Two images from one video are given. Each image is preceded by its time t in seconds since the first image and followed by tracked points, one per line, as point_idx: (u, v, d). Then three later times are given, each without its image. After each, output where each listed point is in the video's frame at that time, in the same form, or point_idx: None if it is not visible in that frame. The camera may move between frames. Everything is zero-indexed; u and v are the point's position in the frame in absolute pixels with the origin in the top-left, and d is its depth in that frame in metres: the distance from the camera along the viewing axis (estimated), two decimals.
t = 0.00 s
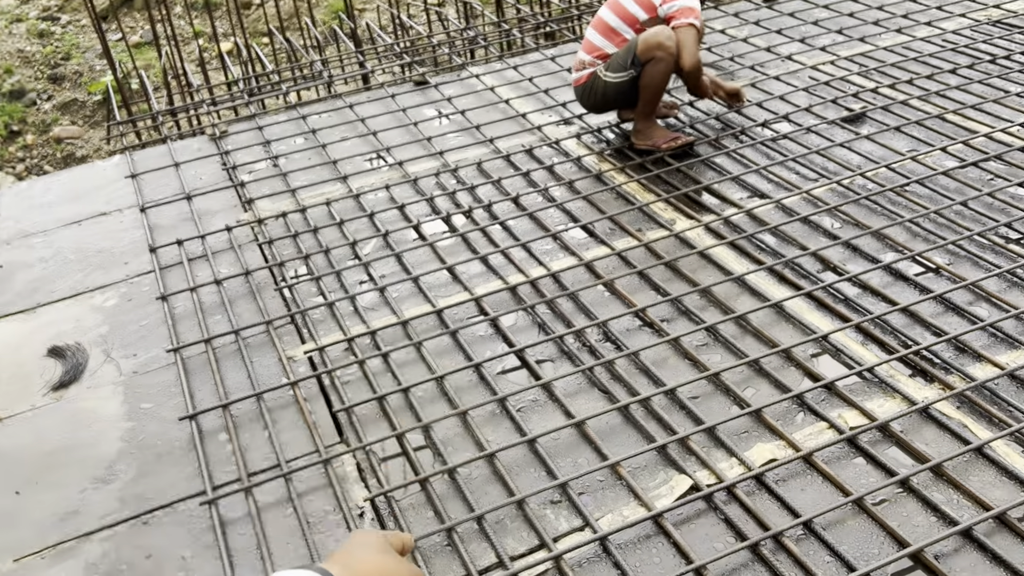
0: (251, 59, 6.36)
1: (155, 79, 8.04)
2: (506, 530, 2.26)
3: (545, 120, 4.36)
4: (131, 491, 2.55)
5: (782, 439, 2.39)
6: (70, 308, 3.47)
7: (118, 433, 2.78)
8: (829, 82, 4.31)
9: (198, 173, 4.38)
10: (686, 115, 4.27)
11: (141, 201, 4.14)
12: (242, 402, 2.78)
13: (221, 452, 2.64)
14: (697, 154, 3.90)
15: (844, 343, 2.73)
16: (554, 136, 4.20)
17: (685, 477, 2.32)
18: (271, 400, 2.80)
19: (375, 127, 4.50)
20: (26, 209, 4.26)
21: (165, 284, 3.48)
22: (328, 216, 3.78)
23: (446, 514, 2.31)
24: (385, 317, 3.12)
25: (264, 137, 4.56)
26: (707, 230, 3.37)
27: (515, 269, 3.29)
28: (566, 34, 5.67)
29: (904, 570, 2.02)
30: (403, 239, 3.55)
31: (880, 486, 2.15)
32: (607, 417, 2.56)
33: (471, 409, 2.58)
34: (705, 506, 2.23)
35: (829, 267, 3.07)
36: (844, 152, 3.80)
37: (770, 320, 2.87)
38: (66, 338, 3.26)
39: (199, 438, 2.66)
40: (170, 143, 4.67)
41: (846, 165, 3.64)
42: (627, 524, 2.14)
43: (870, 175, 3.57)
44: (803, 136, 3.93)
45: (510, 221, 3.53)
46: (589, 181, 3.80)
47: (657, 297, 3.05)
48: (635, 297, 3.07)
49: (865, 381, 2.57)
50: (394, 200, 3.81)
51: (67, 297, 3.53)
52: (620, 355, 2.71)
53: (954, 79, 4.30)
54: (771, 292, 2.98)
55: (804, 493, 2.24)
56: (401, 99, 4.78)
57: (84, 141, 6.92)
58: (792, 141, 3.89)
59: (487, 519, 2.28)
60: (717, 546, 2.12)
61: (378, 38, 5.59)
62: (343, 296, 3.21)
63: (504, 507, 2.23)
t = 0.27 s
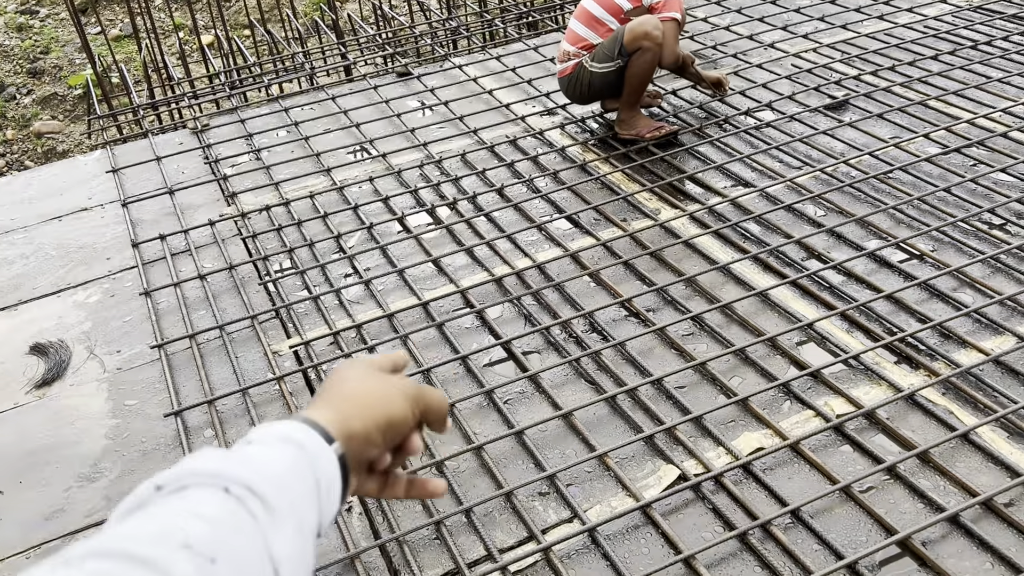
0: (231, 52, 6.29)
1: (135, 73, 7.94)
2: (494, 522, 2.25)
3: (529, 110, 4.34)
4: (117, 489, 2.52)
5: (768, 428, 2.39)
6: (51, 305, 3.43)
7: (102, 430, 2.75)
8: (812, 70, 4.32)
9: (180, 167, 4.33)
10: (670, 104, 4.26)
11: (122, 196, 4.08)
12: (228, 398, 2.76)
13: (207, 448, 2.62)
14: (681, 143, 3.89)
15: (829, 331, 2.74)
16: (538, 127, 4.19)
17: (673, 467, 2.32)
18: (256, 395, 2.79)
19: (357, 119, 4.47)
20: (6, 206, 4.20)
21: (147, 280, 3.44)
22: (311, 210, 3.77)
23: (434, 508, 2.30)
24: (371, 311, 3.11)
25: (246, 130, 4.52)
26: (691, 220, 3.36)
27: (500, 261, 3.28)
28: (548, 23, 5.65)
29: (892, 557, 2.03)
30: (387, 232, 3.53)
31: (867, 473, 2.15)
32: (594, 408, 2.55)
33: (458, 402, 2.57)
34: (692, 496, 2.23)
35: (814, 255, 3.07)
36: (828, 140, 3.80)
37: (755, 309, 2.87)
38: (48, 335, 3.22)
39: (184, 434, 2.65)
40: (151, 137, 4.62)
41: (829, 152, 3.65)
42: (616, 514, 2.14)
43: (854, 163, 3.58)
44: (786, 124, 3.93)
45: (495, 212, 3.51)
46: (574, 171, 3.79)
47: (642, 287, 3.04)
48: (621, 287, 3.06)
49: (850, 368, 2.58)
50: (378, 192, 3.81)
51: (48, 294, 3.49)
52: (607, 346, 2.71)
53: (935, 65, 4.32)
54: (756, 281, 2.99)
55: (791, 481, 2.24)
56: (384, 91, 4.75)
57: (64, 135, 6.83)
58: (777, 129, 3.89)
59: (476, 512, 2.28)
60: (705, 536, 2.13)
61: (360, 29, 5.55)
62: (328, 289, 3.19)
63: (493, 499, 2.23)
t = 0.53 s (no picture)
0: (211, 43, 6.23)
1: (114, 65, 7.85)
2: (479, 514, 2.25)
3: (511, 101, 4.32)
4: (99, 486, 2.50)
5: (752, 416, 2.40)
6: (30, 301, 3.38)
7: (84, 427, 2.72)
8: (794, 58, 4.32)
9: (160, 161, 4.28)
10: (653, 93, 4.25)
11: (102, 191, 4.03)
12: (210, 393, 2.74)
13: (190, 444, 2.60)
14: (664, 132, 3.89)
15: (811, 318, 2.74)
16: (521, 117, 4.17)
17: (657, 457, 2.32)
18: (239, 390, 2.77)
19: (339, 111, 4.44)
20: None
21: (128, 275, 3.40)
22: (293, 202, 3.74)
23: (419, 500, 2.29)
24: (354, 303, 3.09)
25: (226, 123, 4.48)
26: (674, 209, 3.36)
27: (484, 253, 3.27)
28: (531, 13, 5.62)
29: (874, 543, 2.04)
30: (370, 224, 3.51)
31: (850, 460, 2.16)
32: (578, 398, 2.55)
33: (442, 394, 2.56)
34: (677, 485, 2.23)
35: (796, 243, 3.08)
36: (809, 128, 3.81)
37: (738, 297, 2.87)
38: (27, 332, 3.18)
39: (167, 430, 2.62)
40: (130, 130, 4.56)
41: (811, 140, 3.65)
42: (600, 505, 2.14)
43: (836, 151, 3.59)
44: (768, 112, 3.93)
45: (478, 203, 3.50)
46: (557, 162, 3.78)
47: (626, 277, 3.04)
48: (605, 277, 3.06)
49: (833, 356, 2.59)
50: (360, 184, 3.78)
51: (27, 290, 3.44)
52: (591, 336, 2.70)
53: (916, 52, 4.34)
54: (739, 270, 2.99)
55: (775, 469, 2.24)
56: (365, 82, 4.72)
57: (43, 129, 6.74)
58: (759, 118, 3.89)
59: (461, 504, 2.27)
60: (690, 524, 2.13)
61: (341, 20, 5.51)
62: (311, 282, 3.17)
63: (477, 491, 2.22)
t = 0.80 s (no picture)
0: (190, 34, 6.15)
1: (92, 58, 7.73)
2: (464, 507, 2.22)
3: (494, 90, 4.29)
4: (78, 484, 2.46)
5: (736, 405, 2.39)
6: (7, 298, 3.32)
7: (63, 425, 2.67)
8: (777, 45, 4.31)
9: (139, 153, 4.21)
10: (636, 81, 4.22)
11: (79, 185, 3.97)
12: (191, 388, 2.70)
13: (170, 440, 2.57)
14: (647, 121, 3.87)
15: (795, 306, 2.74)
16: (503, 106, 4.14)
17: (642, 447, 2.31)
18: (220, 385, 2.74)
19: (320, 102, 4.39)
20: None
21: (106, 270, 3.35)
22: (273, 194, 3.69)
23: (403, 494, 2.27)
24: (336, 296, 3.06)
25: (206, 115, 4.42)
26: (658, 198, 3.34)
27: (467, 244, 3.24)
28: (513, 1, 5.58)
29: (859, 531, 2.04)
30: (352, 216, 3.48)
31: (835, 448, 2.15)
32: (562, 389, 2.54)
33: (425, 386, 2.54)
34: (662, 475, 2.22)
35: (780, 231, 3.07)
36: (793, 115, 3.80)
37: (722, 286, 2.86)
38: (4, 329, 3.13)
39: (147, 426, 2.59)
40: (108, 123, 4.49)
41: (794, 128, 3.65)
42: (585, 496, 2.12)
43: (819, 138, 3.58)
44: (752, 99, 3.92)
45: (461, 194, 3.47)
46: (540, 151, 3.76)
47: (610, 266, 3.02)
48: (589, 267, 3.04)
49: (817, 343, 2.58)
50: (342, 176, 3.75)
51: (4, 287, 3.38)
52: (575, 327, 2.69)
53: (898, 38, 4.34)
54: (723, 258, 2.98)
55: (759, 458, 2.23)
56: (346, 72, 4.67)
57: (21, 123, 6.63)
58: (742, 105, 3.88)
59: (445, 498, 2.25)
60: (675, 514, 2.12)
61: (321, 9, 5.45)
62: (292, 275, 3.13)
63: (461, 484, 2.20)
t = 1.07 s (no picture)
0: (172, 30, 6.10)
1: (73, 55, 7.66)
2: (449, 504, 2.22)
3: (478, 85, 4.28)
4: (62, 486, 2.44)
5: (721, 399, 2.39)
6: None
7: (46, 426, 2.65)
8: (760, 38, 4.32)
9: (121, 152, 4.17)
10: (620, 75, 4.22)
11: (61, 184, 3.93)
12: (175, 388, 2.69)
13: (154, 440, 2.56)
14: (631, 115, 3.87)
15: (778, 299, 2.75)
16: (487, 102, 4.13)
17: (627, 442, 2.31)
18: (204, 385, 2.72)
19: (303, 98, 4.37)
20: None
21: (89, 270, 3.32)
22: (257, 192, 3.67)
23: (388, 492, 2.26)
24: (320, 294, 3.05)
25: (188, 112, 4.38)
26: (642, 192, 3.35)
27: (452, 240, 3.23)
28: None
29: (843, 522, 2.04)
30: (336, 213, 3.46)
31: (818, 440, 2.16)
32: (548, 384, 2.54)
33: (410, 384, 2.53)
34: (647, 470, 2.23)
35: (764, 224, 3.08)
36: (776, 108, 3.81)
37: (706, 280, 2.87)
38: None
39: (131, 427, 2.57)
40: (89, 122, 4.45)
41: (778, 121, 3.66)
42: (571, 491, 2.12)
43: (802, 131, 3.59)
44: (735, 93, 3.92)
45: (446, 190, 3.46)
46: (524, 146, 3.75)
47: (595, 262, 3.02)
48: (574, 263, 3.04)
49: (800, 336, 2.59)
50: (326, 172, 3.73)
51: None
52: (560, 323, 2.69)
53: (880, 31, 4.36)
54: (707, 252, 2.98)
55: (744, 451, 2.24)
56: (330, 68, 4.65)
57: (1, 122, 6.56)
58: (726, 99, 3.88)
59: (431, 495, 2.24)
60: (660, 509, 2.12)
61: (304, 5, 5.42)
62: (276, 274, 3.11)
63: (446, 481, 2.19)
